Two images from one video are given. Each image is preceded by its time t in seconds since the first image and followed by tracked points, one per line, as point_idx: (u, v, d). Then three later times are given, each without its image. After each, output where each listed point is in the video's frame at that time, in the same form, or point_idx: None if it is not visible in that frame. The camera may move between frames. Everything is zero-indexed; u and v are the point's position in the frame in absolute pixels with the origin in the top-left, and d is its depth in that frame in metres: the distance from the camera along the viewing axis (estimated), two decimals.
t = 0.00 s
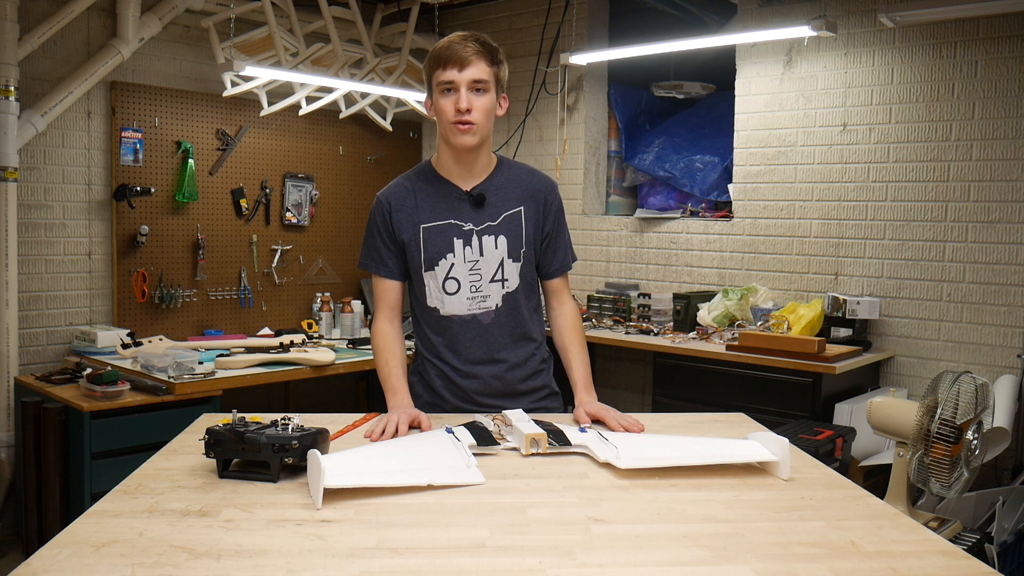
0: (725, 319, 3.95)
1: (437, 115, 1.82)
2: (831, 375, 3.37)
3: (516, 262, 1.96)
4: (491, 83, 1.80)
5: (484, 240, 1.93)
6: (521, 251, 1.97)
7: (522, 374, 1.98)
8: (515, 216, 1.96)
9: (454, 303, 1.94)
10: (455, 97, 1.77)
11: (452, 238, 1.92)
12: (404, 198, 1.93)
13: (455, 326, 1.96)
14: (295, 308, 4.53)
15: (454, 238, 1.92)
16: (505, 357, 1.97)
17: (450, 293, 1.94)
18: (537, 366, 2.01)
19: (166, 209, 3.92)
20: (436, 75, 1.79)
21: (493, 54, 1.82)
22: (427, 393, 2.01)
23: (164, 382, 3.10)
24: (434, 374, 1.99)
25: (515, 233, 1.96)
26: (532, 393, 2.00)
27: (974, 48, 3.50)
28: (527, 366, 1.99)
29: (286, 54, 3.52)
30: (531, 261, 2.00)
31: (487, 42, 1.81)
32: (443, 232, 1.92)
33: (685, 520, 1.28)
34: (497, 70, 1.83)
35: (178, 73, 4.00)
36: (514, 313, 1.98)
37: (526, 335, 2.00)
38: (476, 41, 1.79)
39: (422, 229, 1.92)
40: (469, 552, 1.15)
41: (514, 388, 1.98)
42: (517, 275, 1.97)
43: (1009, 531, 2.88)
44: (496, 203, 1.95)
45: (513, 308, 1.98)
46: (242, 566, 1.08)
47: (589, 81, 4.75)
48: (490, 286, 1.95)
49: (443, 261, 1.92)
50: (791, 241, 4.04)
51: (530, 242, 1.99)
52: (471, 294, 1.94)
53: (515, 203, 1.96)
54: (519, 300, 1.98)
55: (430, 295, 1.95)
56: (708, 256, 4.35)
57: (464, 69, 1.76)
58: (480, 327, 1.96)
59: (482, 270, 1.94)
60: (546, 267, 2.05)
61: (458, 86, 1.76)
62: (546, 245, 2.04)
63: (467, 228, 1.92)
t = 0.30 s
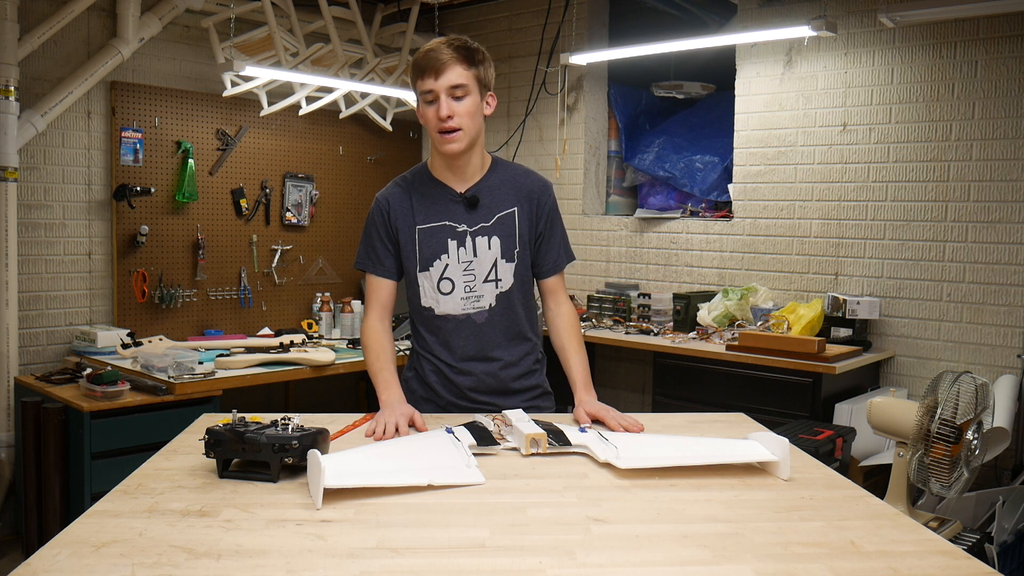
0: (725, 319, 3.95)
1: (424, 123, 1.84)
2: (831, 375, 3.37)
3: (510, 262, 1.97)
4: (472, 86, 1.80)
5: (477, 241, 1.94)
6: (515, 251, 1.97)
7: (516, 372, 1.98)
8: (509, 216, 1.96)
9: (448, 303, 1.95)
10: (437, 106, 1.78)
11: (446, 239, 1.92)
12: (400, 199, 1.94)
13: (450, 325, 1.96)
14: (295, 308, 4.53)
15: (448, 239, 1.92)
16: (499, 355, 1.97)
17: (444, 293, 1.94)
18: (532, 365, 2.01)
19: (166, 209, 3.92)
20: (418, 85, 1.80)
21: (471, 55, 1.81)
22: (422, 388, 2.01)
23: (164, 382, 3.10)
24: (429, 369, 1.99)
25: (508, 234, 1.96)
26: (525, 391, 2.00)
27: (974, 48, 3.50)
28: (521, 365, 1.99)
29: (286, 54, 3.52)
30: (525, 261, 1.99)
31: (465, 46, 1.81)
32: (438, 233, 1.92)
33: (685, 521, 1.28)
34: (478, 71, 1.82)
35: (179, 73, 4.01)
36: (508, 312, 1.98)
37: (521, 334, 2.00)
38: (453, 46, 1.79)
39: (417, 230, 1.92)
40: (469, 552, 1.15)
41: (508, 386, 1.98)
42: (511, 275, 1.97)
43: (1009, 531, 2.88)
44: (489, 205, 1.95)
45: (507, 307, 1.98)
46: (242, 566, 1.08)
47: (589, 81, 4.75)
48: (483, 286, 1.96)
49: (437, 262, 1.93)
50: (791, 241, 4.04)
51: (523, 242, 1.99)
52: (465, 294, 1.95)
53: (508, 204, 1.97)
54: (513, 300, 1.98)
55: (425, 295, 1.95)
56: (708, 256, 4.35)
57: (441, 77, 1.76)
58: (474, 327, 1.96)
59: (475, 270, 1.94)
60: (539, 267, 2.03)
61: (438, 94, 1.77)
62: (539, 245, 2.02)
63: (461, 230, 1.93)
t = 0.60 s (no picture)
0: (725, 319, 3.95)
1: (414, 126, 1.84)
2: (831, 375, 3.37)
3: (503, 261, 1.96)
4: (460, 88, 1.79)
5: (470, 241, 1.94)
6: (508, 251, 1.97)
7: (511, 370, 1.97)
8: (501, 217, 1.96)
9: (444, 303, 1.95)
10: (425, 109, 1.78)
11: (440, 240, 1.93)
12: (396, 202, 1.96)
13: (445, 324, 1.97)
14: (295, 308, 4.53)
15: (442, 240, 1.93)
16: (494, 354, 1.97)
17: (439, 293, 1.95)
18: (526, 365, 2.00)
19: (166, 209, 3.92)
20: (407, 88, 1.80)
21: (457, 58, 1.81)
22: (418, 385, 2.02)
23: (164, 382, 3.10)
24: (425, 366, 1.99)
25: (501, 234, 1.96)
26: (520, 391, 1.99)
27: (974, 48, 3.50)
28: (516, 363, 1.99)
29: (286, 54, 3.52)
30: (519, 261, 1.99)
31: (452, 49, 1.81)
32: (431, 234, 1.93)
33: (685, 521, 1.28)
34: (466, 73, 1.82)
35: (179, 73, 4.01)
36: (502, 310, 1.98)
37: (516, 332, 1.99)
38: (439, 50, 1.79)
39: (411, 231, 1.94)
40: (469, 552, 1.15)
41: (504, 384, 1.97)
42: (505, 274, 1.97)
43: (1009, 531, 2.88)
44: (481, 205, 1.94)
45: (501, 306, 1.98)
46: (243, 566, 1.08)
47: (589, 81, 4.75)
48: (477, 286, 1.96)
49: (431, 263, 1.94)
50: (791, 241, 4.05)
51: (516, 242, 1.98)
52: (459, 294, 1.95)
53: (501, 204, 1.96)
54: (506, 299, 1.98)
55: (420, 295, 1.96)
56: (708, 256, 4.35)
57: (428, 79, 1.76)
58: (469, 326, 1.97)
59: (469, 270, 1.94)
60: (533, 266, 2.03)
61: (426, 97, 1.77)
62: (532, 244, 2.02)
63: (454, 230, 1.93)
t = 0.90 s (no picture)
0: (725, 319, 3.95)
1: (415, 118, 1.83)
2: (831, 375, 3.37)
3: (498, 257, 1.96)
4: (464, 82, 1.79)
5: (466, 238, 1.94)
6: (504, 247, 1.96)
7: (508, 365, 1.97)
8: (497, 213, 1.95)
9: (441, 298, 1.95)
10: (428, 99, 1.77)
11: (436, 236, 1.93)
12: (393, 197, 1.95)
13: (442, 320, 1.97)
14: (295, 307, 4.53)
15: (438, 236, 1.93)
16: (491, 349, 1.97)
17: (435, 289, 1.95)
18: (523, 359, 1.99)
19: (166, 209, 3.92)
20: (410, 80, 1.80)
21: (463, 53, 1.81)
22: (418, 383, 2.02)
23: (164, 382, 3.10)
24: (424, 364, 2.00)
25: (497, 230, 1.96)
26: (516, 383, 1.99)
27: (974, 48, 3.50)
28: (514, 358, 1.98)
29: (286, 55, 3.52)
30: (515, 257, 1.99)
31: (458, 44, 1.81)
32: (428, 230, 1.93)
33: (685, 521, 1.28)
34: (470, 69, 1.82)
35: (179, 73, 4.01)
36: (498, 306, 1.97)
37: (512, 327, 1.99)
38: (446, 44, 1.79)
39: (408, 227, 1.94)
40: (469, 552, 1.15)
41: (502, 379, 1.97)
42: (501, 269, 1.97)
43: (1009, 531, 2.88)
44: (478, 201, 1.94)
45: (497, 302, 1.97)
46: (243, 566, 1.08)
47: (588, 81, 4.75)
48: (473, 282, 1.96)
49: (428, 259, 1.94)
50: (791, 241, 4.04)
51: (512, 238, 1.98)
52: (456, 290, 1.95)
53: (497, 201, 1.96)
54: (502, 294, 1.97)
55: (418, 290, 1.97)
56: (708, 256, 4.35)
57: (434, 70, 1.76)
58: (467, 322, 1.97)
59: (465, 266, 1.94)
60: (530, 262, 2.02)
61: (430, 88, 1.76)
62: (527, 240, 2.01)
63: (450, 226, 1.93)
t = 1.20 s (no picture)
0: (725, 319, 3.95)
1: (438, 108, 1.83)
2: (831, 375, 3.37)
3: (511, 254, 1.95)
4: (490, 76, 1.81)
5: (480, 232, 1.93)
6: (517, 244, 1.96)
7: (516, 363, 1.97)
8: (512, 211, 1.95)
9: (448, 292, 1.94)
10: (454, 89, 1.77)
11: (450, 228, 1.92)
12: (408, 187, 1.94)
13: (450, 317, 1.95)
14: (295, 307, 4.53)
15: (452, 228, 1.92)
16: (500, 347, 1.97)
17: (444, 282, 1.93)
18: (531, 357, 2.00)
19: (166, 209, 3.92)
20: (436, 69, 1.81)
21: (491, 48, 1.84)
22: (426, 386, 2.01)
23: (164, 382, 3.10)
24: (432, 366, 1.98)
25: (512, 228, 1.95)
26: (527, 381, 2.00)
27: (974, 48, 3.50)
28: (522, 356, 1.98)
29: (286, 54, 3.52)
30: (527, 256, 1.98)
31: (487, 39, 1.83)
32: (441, 221, 1.92)
33: (685, 521, 1.28)
34: (497, 64, 1.84)
35: (179, 73, 4.01)
36: (508, 304, 1.97)
37: (520, 326, 1.99)
38: (475, 36, 1.81)
39: (421, 217, 1.92)
40: (469, 552, 1.15)
41: (510, 377, 1.97)
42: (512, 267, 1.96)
43: (1009, 531, 2.88)
44: (494, 197, 1.93)
45: (507, 300, 1.97)
46: (243, 566, 1.08)
47: (588, 81, 4.75)
48: (484, 277, 1.94)
49: (439, 250, 1.92)
50: (791, 241, 4.05)
51: (525, 237, 1.97)
52: (465, 284, 1.94)
53: (513, 199, 1.95)
54: (513, 293, 1.97)
55: (426, 283, 1.95)
56: (708, 256, 4.35)
57: (462, 61, 1.77)
58: (475, 318, 1.96)
59: (476, 261, 1.93)
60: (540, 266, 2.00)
61: (457, 78, 1.77)
62: (539, 243, 2.00)
63: (464, 219, 1.92)
